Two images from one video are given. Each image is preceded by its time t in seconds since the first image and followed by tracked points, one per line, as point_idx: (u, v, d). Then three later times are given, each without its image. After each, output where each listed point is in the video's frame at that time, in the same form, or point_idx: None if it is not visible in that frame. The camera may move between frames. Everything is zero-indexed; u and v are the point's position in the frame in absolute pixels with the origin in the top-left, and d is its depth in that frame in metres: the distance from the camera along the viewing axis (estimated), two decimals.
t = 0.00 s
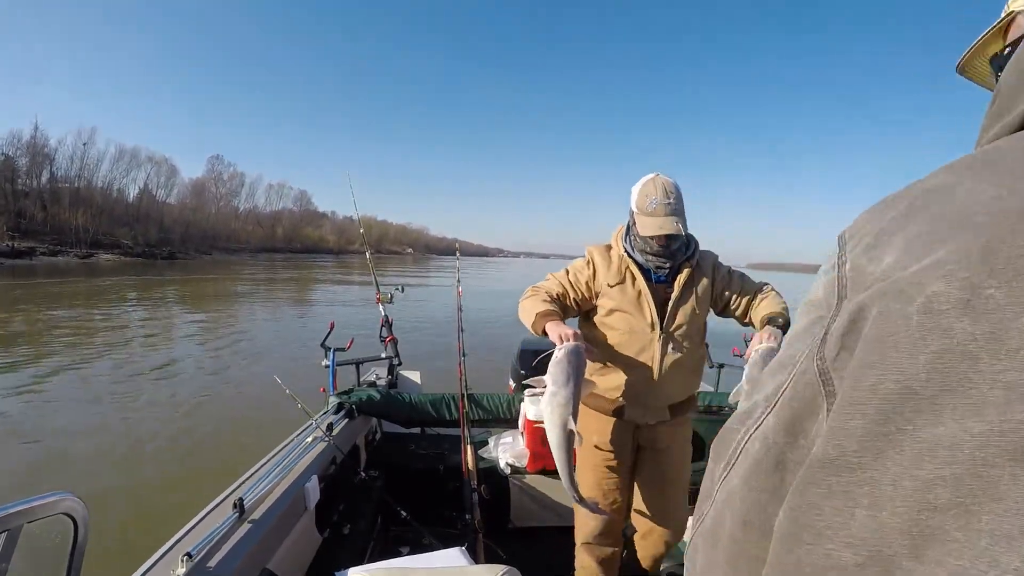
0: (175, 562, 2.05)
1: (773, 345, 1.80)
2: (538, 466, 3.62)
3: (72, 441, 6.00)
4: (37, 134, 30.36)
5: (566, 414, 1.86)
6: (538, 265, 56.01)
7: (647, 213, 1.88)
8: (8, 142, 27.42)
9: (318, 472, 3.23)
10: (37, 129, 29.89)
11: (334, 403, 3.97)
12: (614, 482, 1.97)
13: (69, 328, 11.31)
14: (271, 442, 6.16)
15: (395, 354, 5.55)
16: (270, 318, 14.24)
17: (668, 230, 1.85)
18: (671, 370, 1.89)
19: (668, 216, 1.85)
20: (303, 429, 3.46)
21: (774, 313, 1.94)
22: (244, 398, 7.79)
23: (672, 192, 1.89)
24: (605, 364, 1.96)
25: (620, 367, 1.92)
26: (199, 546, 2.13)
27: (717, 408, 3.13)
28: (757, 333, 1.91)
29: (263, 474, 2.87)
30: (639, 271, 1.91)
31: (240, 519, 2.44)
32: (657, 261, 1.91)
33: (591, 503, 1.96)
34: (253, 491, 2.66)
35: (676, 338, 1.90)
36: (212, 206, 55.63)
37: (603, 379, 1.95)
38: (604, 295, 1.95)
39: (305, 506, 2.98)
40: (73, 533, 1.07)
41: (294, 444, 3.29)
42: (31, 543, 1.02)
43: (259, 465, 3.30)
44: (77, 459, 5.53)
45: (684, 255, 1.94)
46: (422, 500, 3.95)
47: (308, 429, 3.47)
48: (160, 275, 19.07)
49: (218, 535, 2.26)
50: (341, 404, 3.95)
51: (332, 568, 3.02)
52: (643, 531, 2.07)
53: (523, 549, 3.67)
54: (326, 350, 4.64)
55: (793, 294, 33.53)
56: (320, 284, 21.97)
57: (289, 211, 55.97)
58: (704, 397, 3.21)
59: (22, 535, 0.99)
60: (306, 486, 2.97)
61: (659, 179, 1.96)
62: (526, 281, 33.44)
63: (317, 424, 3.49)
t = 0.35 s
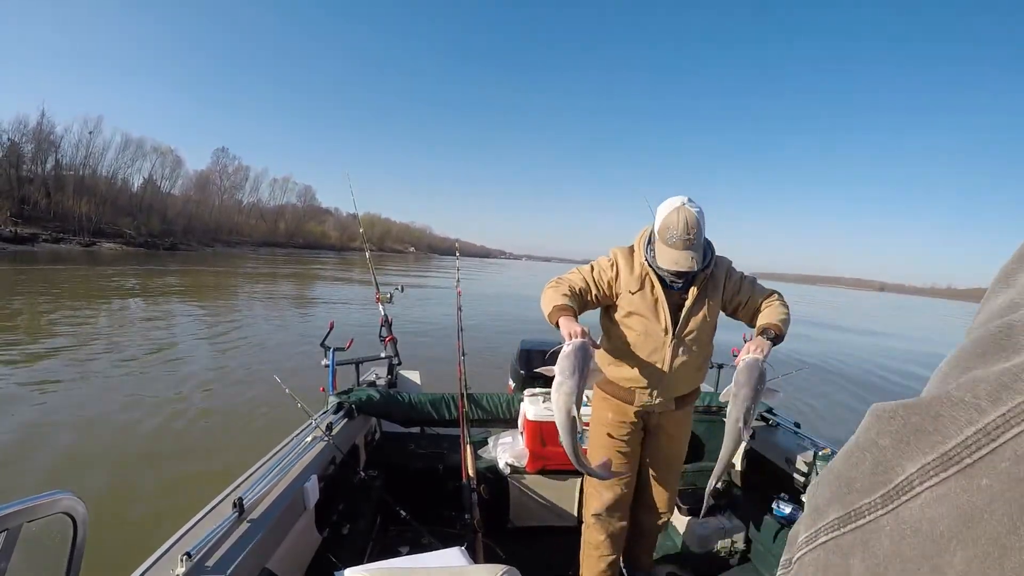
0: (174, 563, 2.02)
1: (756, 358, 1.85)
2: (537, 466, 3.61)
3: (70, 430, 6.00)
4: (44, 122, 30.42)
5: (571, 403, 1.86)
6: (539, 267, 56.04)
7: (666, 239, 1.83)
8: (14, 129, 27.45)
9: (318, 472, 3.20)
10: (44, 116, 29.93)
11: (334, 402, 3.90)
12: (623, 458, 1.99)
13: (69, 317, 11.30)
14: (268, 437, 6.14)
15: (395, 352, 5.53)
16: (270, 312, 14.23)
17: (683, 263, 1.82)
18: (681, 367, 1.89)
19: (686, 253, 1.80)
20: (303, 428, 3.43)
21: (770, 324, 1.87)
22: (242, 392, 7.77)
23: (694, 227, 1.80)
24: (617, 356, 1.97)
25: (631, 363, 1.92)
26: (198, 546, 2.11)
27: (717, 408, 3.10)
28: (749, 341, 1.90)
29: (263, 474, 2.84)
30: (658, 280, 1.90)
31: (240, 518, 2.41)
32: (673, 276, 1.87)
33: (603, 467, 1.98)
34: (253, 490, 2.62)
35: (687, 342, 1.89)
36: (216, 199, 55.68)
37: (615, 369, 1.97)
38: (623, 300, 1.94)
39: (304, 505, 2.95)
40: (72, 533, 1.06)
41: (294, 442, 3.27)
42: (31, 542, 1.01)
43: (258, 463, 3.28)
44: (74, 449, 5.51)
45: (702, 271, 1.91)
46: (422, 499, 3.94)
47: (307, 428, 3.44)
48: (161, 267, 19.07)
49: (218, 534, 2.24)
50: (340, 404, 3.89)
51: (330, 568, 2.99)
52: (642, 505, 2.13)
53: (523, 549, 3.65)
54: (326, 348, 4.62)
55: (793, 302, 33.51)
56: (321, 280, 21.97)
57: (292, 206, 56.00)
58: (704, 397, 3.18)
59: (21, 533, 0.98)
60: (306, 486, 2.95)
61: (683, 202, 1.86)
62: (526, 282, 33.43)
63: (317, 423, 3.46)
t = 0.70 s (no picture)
0: (174, 563, 2.03)
1: (731, 356, 1.87)
2: (537, 467, 3.63)
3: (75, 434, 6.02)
4: (45, 128, 30.48)
5: (570, 403, 1.87)
6: (541, 267, 55.93)
7: (649, 245, 1.84)
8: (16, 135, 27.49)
9: (319, 472, 3.20)
10: (45, 122, 29.98)
11: (334, 403, 3.94)
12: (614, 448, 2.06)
13: (73, 322, 11.34)
14: (271, 439, 6.16)
15: (395, 353, 5.54)
16: (272, 315, 14.24)
17: (667, 265, 1.82)
18: (662, 365, 1.91)
19: (669, 258, 1.82)
20: (303, 429, 3.44)
21: (749, 321, 1.87)
22: (245, 395, 7.78)
23: (674, 231, 1.82)
24: (605, 354, 2.00)
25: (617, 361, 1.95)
26: (198, 547, 2.12)
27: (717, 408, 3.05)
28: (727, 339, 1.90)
29: (263, 475, 2.85)
30: (640, 282, 1.91)
31: (240, 519, 2.42)
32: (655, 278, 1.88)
33: (599, 458, 2.02)
34: (253, 491, 2.63)
35: (666, 340, 1.90)
36: (217, 202, 55.73)
37: (604, 365, 2.00)
38: (608, 301, 1.96)
39: (304, 506, 2.96)
40: (73, 532, 1.07)
41: (295, 443, 3.28)
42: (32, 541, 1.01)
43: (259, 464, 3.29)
44: (79, 453, 5.53)
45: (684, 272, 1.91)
46: (422, 500, 3.95)
47: (308, 429, 3.45)
48: (164, 271, 19.10)
49: (219, 535, 2.25)
50: (341, 404, 3.92)
51: (331, 568, 2.99)
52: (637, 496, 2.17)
53: (523, 549, 3.66)
54: (327, 349, 4.62)
55: (796, 299, 33.33)
56: (322, 282, 21.98)
57: (294, 208, 56.04)
58: (704, 396, 3.10)
59: (20, 534, 0.98)
60: (306, 486, 2.95)
61: (663, 208, 1.87)
62: (528, 282, 33.35)
63: (317, 424, 3.47)
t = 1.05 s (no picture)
0: (175, 563, 2.00)
1: (716, 309, 1.83)
2: (537, 466, 3.60)
3: (78, 440, 5.99)
4: (44, 135, 30.45)
5: (566, 388, 1.87)
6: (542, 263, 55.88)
7: (622, 233, 1.87)
8: (14, 143, 27.47)
9: (319, 472, 3.17)
10: (44, 130, 29.98)
11: (334, 403, 3.90)
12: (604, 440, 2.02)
13: (75, 328, 11.35)
14: (274, 441, 6.13)
15: (395, 354, 5.50)
16: (273, 316, 14.22)
17: (644, 249, 1.83)
18: (646, 354, 1.91)
19: (643, 241, 1.83)
20: (303, 429, 3.41)
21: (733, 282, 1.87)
22: (247, 397, 7.77)
23: (645, 216, 1.85)
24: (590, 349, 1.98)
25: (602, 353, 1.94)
26: (198, 547, 2.09)
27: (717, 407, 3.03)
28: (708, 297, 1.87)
29: (264, 475, 2.82)
30: (618, 275, 1.92)
31: (241, 519, 2.39)
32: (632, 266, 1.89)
33: (593, 444, 1.98)
34: (253, 491, 2.60)
35: (648, 327, 1.91)
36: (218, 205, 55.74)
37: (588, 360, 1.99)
38: (588, 295, 1.96)
39: (305, 506, 2.92)
40: (74, 536, 1.03)
41: (294, 444, 3.24)
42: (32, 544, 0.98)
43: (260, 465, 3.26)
44: (82, 458, 5.52)
45: (659, 259, 1.92)
46: (423, 500, 3.93)
47: (308, 429, 3.42)
48: (165, 276, 19.10)
49: (219, 535, 2.22)
50: (340, 404, 3.88)
51: (332, 568, 2.96)
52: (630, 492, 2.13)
53: (523, 549, 3.62)
54: (326, 349, 4.59)
55: (797, 290, 33.23)
56: (323, 283, 21.97)
57: (293, 210, 56.02)
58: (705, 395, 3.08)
59: (21, 535, 0.95)
60: (307, 486, 2.92)
61: (630, 198, 1.90)
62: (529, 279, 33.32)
63: (317, 424, 3.43)
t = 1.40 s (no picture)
0: (174, 563, 1.99)
1: (703, 273, 1.88)
2: (537, 466, 3.59)
3: (79, 439, 5.98)
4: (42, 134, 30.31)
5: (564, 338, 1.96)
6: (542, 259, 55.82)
7: (619, 213, 1.88)
8: (13, 143, 27.33)
9: (319, 471, 3.16)
10: (43, 129, 29.84)
11: (334, 402, 3.88)
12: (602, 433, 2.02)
13: (75, 327, 11.33)
14: (277, 439, 6.13)
15: (395, 353, 5.48)
16: (274, 314, 14.20)
17: (640, 226, 1.87)
18: (644, 342, 1.92)
19: (640, 217, 1.84)
20: (303, 429, 3.39)
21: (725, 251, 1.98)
22: (248, 395, 7.76)
23: (642, 197, 1.90)
24: (587, 342, 1.98)
25: (600, 344, 1.94)
26: (198, 546, 2.07)
27: (717, 408, 3.06)
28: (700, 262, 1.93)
29: (264, 474, 2.81)
30: (617, 265, 1.95)
31: (241, 518, 2.38)
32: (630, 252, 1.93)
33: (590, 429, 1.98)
34: (253, 491, 2.59)
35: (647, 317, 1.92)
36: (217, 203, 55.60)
37: (586, 353, 1.99)
38: (587, 283, 1.98)
39: (305, 505, 2.91)
40: (71, 537, 1.00)
41: (294, 443, 3.23)
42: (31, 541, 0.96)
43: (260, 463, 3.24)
44: (83, 458, 5.50)
45: (656, 247, 1.96)
46: (423, 499, 3.93)
47: (307, 429, 3.40)
48: (165, 275, 19.06)
49: (218, 535, 2.20)
50: (340, 404, 3.86)
51: (332, 567, 2.94)
52: (630, 489, 2.10)
53: (523, 548, 3.61)
54: (326, 349, 4.56)
55: (797, 283, 33.16)
56: (324, 281, 21.94)
57: (293, 207, 55.94)
58: (705, 395, 3.10)
59: (18, 535, 0.93)
60: (307, 485, 2.90)
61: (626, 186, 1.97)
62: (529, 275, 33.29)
63: (317, 423, 3.42)
